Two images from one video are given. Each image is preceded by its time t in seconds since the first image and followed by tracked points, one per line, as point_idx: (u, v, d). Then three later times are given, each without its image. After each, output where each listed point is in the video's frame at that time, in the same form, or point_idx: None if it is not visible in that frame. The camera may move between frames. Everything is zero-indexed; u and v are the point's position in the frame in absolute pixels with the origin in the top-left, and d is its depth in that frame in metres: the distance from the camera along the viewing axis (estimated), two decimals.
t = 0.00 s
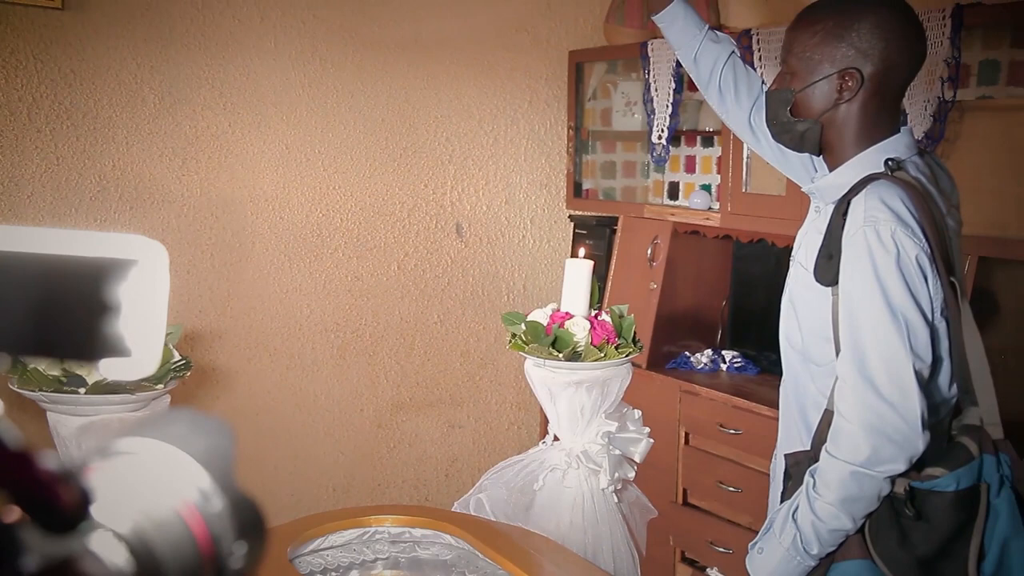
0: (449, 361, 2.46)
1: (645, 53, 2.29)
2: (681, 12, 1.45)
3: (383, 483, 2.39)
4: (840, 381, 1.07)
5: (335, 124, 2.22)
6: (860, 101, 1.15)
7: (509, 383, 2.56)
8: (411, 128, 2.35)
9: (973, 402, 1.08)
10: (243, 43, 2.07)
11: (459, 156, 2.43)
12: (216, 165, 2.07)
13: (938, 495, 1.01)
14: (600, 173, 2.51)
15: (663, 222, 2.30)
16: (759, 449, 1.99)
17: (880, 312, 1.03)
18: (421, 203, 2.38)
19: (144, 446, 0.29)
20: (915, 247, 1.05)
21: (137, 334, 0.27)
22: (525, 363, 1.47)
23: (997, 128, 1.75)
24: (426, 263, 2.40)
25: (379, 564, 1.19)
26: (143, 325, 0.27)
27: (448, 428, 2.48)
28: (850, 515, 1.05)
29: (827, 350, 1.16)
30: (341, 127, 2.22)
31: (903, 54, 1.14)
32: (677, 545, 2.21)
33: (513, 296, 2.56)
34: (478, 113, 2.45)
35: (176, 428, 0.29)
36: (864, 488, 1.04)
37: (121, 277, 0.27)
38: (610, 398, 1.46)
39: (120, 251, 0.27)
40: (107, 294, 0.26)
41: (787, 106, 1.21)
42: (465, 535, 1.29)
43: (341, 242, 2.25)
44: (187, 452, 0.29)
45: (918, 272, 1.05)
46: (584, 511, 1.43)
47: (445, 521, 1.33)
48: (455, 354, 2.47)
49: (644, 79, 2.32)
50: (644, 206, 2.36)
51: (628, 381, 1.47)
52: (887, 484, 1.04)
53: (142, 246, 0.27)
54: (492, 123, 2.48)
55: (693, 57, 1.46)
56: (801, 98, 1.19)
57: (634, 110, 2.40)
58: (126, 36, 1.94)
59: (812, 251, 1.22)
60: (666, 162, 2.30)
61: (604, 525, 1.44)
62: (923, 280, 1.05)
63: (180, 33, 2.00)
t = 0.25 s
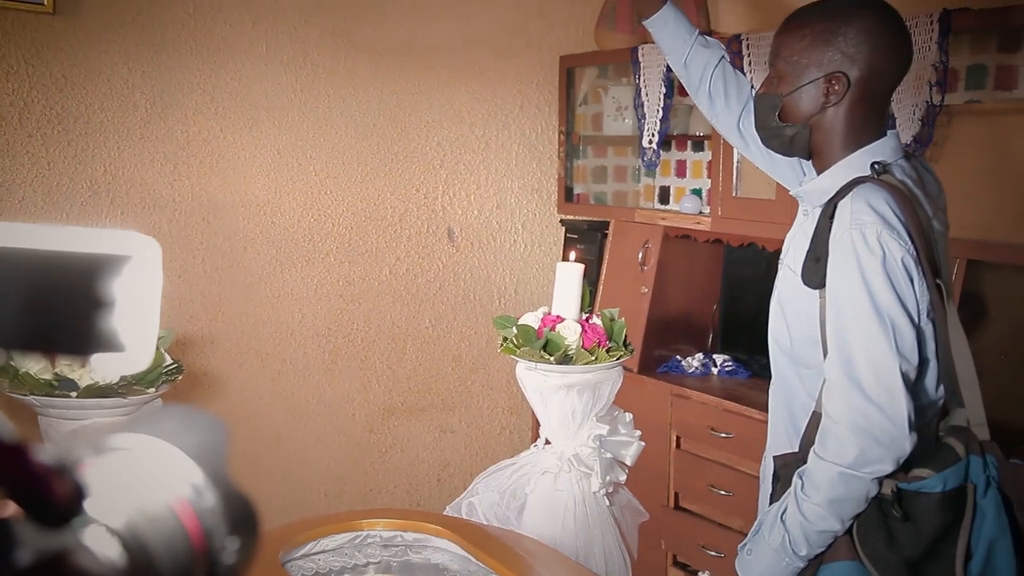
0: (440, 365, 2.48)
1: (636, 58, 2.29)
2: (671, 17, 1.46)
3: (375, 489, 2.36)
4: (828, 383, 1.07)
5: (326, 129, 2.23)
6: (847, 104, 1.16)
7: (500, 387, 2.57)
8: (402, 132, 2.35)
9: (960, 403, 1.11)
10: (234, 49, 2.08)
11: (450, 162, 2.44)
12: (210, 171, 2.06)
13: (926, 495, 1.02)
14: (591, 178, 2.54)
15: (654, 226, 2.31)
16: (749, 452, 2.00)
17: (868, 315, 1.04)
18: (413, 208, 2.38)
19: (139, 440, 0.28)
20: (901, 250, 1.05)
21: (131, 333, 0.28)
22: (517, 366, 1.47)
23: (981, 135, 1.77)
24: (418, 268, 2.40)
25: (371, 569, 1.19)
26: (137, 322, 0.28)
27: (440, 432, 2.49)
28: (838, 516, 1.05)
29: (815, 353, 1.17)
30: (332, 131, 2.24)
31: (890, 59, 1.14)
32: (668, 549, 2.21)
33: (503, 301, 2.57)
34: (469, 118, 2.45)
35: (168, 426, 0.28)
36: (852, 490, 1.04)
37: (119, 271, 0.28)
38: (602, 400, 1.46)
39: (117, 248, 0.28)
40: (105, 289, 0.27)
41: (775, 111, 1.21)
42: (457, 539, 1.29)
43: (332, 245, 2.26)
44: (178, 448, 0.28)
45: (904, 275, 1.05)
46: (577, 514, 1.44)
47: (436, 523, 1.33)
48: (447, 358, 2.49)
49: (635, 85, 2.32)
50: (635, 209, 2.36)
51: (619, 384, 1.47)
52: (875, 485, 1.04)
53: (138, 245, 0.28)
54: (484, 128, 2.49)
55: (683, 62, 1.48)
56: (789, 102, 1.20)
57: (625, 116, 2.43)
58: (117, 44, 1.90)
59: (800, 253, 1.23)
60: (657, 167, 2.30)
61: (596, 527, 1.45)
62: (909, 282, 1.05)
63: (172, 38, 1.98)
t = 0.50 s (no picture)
0: (426, 375, 2.47)
1: (622, 69, 2.30)
2: (657, 27, 1.46)
3: (363, 499, 2.39)
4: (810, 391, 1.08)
5: (310, 137, 2.24)
6: (830, 115, 1.17)
7: (486, 397, 2.56)
8: (389, 142, 2.36)
9: (941, 412, 1.10)
10: (220, 58, 2.08)
11: (437, 171, 2.44)
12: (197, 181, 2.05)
13: (907, 503, 1.03)
14: (577, 188, 2.54)
15: (640, 236, 2.31)
16: (734, 462, 2.00)
17: (849, 323, 1.04)
18: (400, 217, 2.38)
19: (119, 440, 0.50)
20: (882, 258, 1.05)
21: (127, 323, 0.50)
22: (502, 375, 1.47)
23: (965, 146, 1.79)
24: (403, 277, 2.40)
25: None
26: (129, 315, 0.50)
27: (425, 442, 2.48)
28: (820, 523, 1.06)
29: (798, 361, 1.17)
30: (318, 140, 2.24)
31: (870, 69, 1.16)
32: (653, 559, 2.21)
33: (489, 310, 2.56)
34: (457, 127, 2.46)
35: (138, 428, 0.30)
36: (834, 497, 1.05)
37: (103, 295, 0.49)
38: (587, 410, 1.47)
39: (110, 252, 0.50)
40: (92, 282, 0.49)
41: (760, 123, 1.21)
42: (441, 548, 1.29)
43: (317, 253, 2.26)
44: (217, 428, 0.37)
45: (885, 283, 1.05)
46: (562, 522, 1.44)
47: (420, 533, 1.32)
48: (433, 368, 2.48)
49: (621, 96, 2.33)
50: (621, 219, 2.37)
51: (604, 393, 1.47)
52: (857, 492, 1.05)
53: (134, 253, 0.50)
54: (470, 137, 2.49)
55: (668, 71, 1.48)
56: (773, 114, 1.20)
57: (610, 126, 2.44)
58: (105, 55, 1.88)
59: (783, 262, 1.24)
60: (643, 177, 2.31)
61: (581, 536, 1.44)
62: (890, 290, 1.05)
63: (156, 47, 1.97)
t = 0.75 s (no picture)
0: (413, 393, 2.46)
1: (607, 87, 2.32)
2: (641, 44, 1.48)
3: (349, 517, 2.38)
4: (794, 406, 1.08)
5: (298, 156, 2.23)
6: (811, 133, 1.18)
7: (473, 414, 2.56)
8: (375, 160, 2.36)
9: (924, 425, 1.10)
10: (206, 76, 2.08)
11: (423, 189, 2.44)
12: (182, 201, 2.05)
13: (893, 517, 1.04)
14: (563, 207, 2.55)
15: (626, 253, 2.32)
16: (721, 479, 2.00)
17: (833, 339, 1.04)
18: (386, 235, 2.38)
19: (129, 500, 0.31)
20: (864, 274, 1.05)
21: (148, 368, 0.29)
22: (489, 393, 1.47)
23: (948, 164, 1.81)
24: (390, 294, 2.40)
25: None
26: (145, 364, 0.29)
27: (412, 461, 2.47)
28: (806, 538, 1.06)
29: (782, 377, 1.17)
30: (305, 159, 2.24)
31: (851, 88, 1.17)
32: None
33: (476, 328, 2.56)
34: (443, 145, 2.46)
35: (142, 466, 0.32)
36: (819, 512, 1.05)
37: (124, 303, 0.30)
38: (574, 427, 1.47)
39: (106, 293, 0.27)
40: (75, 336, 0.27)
41: (741, 140, 1.22)
42: (428, 565, 1.29)
43: (304, 270, 2.26)
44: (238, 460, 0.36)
45: (868, 299, 1.05)
46: (550, 539, 1.43)
47: (408, 551, 1.32)
48: (420, 387, 2.47)
49: (606, 114, 2.35)
50: (607, 237, 2.38)
51: (591, 410, 1.47)
52: (842, 507, 1.05)
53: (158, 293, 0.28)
54: (457, 155, 2.49)
55: (653, 89, 1.49)
56: (754, 132, 1.21)
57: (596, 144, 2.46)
58: (90, 75, 1.91)
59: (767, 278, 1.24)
60: (629, 195, 2.32)
61: (568, 553, 1.44)
62: (873, 306, 1.06)
63: (140, 67, 1.98)
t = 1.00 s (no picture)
0: (405, 409, 2.46)
1: (598, 102, 2.32)
2: (633, 58, 1.49)
3: (338, 532, 2.37)
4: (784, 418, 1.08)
5: (289, 171, 2.23)
6: (800, 148, 1.18)
7: (464, 429, 2.56)
8: (366, 175, 2.36)
9: (915, 437, 1.12)
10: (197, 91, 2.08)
11: (414, 204, 2.44)
12: (173, 217, 2.05)
13: (882, 529, 1.04)
14: (554, 222, 2.55)
15: (617, 268, 2.32)
16: (713, 493, 2.00)
17: (823, 352, 1.04)
18: (377, 250, 2.38)
19: None
20: (853, 286, 1.06)
21: None
22: (481, 407, 1.47)
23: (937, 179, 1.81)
24: (381, 309, 2.40)
25: None
26: None
27: (403, 476, 2.47)
28: (797, 550, 1.06)
29: (773, 390, 1.17)
30: (296, 174, 2.24)
31: (841, 103, 1.17)
32: None
33: (468, 343, 2.56)
34: (434, 159, 2.47)
35: None
36: (810, 524, 1.05)
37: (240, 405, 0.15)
38: (566, 441, 1.46)
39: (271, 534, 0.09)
40: None
41: (730, 155, 1.23)
42: None
43: (295, 286, 2.25)
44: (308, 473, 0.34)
45: (858, 312, 1.06)
46: (541, 555, 1.43)
47: (399, 565, 1.32)
48: (411, 402, 2.47)
49: (597, 129, 2.35)
50: (598, 251, 2.38)
51: (583, 425, 1.47)
52: (833, 519, 1.05)
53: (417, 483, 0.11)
54: (448, 170, 2.50)
55: (645, 103, 1.50)
56: (743, 147, 1.22)
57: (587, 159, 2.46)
58: (79, 90, 1.93)
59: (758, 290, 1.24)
60: (619, 210, 2.32)
61: (560, 568, 1.44)
62: (863, 319, 1.06)
63: (130, 82, 1.99)
